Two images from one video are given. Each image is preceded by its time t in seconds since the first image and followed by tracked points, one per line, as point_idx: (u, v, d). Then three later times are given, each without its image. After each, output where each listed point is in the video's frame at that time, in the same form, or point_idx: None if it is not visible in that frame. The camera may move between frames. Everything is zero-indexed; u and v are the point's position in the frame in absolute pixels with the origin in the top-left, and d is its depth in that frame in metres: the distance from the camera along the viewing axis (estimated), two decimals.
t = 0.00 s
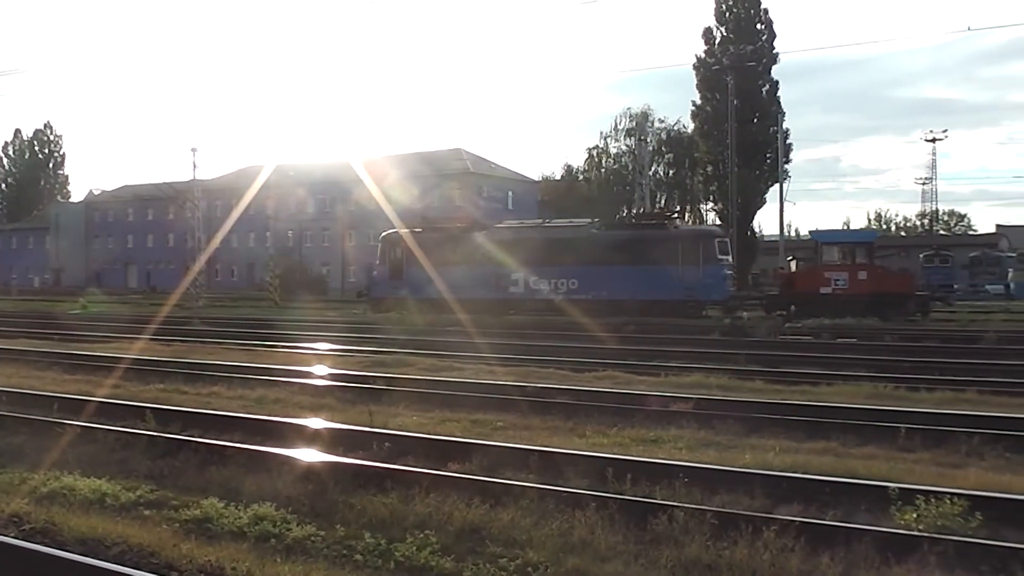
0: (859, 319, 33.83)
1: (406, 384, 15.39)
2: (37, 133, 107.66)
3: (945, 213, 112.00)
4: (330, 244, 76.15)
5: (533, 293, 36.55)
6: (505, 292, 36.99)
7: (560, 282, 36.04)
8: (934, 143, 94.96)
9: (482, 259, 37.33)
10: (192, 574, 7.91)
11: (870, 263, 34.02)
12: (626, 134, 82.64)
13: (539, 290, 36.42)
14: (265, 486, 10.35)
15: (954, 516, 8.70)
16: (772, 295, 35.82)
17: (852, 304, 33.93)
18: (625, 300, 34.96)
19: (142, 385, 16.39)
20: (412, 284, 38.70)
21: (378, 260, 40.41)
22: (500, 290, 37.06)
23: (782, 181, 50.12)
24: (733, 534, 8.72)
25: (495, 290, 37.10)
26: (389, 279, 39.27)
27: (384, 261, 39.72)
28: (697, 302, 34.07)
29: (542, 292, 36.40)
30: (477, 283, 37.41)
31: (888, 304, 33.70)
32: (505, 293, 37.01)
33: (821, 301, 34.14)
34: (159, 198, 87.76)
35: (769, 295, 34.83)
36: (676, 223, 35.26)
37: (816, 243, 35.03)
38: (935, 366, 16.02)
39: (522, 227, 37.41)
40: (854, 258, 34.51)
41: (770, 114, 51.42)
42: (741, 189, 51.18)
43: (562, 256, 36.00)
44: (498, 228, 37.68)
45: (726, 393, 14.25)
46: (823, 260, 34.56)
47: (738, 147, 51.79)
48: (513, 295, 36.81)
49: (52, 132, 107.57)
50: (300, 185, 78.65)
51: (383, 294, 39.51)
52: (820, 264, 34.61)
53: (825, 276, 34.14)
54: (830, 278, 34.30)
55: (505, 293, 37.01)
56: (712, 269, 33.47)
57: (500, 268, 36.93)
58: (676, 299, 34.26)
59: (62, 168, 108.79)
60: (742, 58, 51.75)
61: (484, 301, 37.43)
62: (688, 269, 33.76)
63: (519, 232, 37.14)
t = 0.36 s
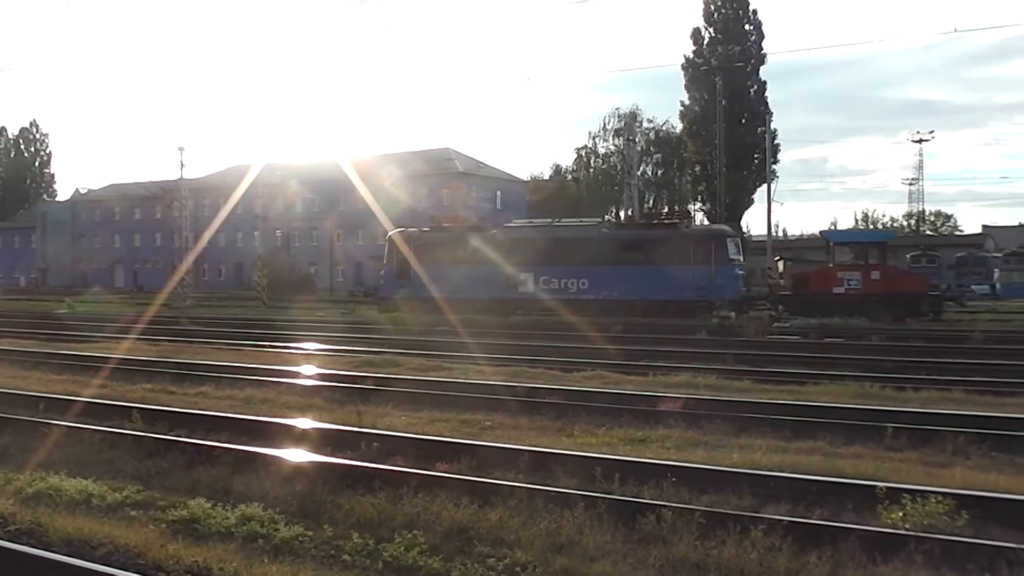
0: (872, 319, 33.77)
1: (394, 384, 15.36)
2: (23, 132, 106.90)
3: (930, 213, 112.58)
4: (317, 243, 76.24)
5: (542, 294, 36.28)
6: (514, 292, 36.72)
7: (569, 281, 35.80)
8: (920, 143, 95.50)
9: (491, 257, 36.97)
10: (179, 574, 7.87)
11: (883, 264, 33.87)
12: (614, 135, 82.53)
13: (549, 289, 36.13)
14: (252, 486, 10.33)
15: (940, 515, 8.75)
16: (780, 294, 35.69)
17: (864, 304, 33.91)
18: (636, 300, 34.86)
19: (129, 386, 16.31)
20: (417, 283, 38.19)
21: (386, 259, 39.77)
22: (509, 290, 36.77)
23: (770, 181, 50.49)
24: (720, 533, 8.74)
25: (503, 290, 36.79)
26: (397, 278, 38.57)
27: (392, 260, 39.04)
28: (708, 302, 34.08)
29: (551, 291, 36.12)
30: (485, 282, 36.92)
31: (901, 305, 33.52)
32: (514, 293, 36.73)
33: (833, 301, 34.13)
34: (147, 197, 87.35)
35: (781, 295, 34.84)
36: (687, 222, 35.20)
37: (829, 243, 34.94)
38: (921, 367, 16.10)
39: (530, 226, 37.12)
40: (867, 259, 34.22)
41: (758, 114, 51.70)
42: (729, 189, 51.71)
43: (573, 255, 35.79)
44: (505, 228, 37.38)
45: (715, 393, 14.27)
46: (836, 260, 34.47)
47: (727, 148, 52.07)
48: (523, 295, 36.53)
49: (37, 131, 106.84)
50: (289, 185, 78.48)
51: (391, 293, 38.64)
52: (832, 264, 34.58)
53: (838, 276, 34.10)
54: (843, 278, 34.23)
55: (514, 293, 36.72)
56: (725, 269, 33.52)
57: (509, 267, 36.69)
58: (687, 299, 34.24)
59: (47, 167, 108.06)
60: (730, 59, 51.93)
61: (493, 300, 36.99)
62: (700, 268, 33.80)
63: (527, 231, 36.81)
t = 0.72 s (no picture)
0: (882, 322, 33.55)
1: (380, 383, 15.34)
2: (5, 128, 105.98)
3: (914, 215, 113.34)
4: (302, 241, 76.14)
5: (549, 294, 35.94)
6: (521, 292, 36.44)
7: (576, 281, 35.48)
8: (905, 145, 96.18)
9: (497, 257, 36.78)
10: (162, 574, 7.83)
11: (893, 264, 33.51)
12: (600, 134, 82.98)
13: (555, 289, 35.80)
14: (236, 485, 10.30)
15: (923, 514, 8.79)
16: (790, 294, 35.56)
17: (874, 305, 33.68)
18: (644, 300, 34.54)
19: (112, 385, 16.21)
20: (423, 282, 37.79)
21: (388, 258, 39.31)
22: (515, 290, 36.51)
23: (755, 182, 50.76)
24: (705, 532, 8.78)
25: (510, 290, 36.55)
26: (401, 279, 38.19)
27: (395, 260, 38.61)
28: (717, 304, 33.70)
29: (557, 291, 35.79)
30: (491, 282, 36.72)
31: (910, 306, 33.38)
32: (520, 293, 36.46)
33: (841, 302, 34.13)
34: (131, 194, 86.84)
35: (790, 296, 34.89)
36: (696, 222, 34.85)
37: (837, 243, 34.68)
38: (904, 367, 16.20)
39: (535, 225, 36.85)
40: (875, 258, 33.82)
41: (743, 115, 51.99)
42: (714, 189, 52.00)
43: (580, 255, 35.53)
44: (512, 227, 37.07)
45: (700, 392, 14.31)
46: (844, 260, 34.26)
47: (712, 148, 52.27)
48: (530, 295, 36.22)
49: (20, 127, 105.89)
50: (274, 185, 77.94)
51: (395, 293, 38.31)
52: (840, 264, 34.40)
53: (848, 277, 33.90)
54: (852, 278, 34.08)
55: (520, 293, 36.46)
56: (733, 269, 33.17)
57: (515, 267, 36.45)
58: (695, 299, 33.84)
59: (30, 164, 107.12)
60: (716, 61, 52.07)
61: (498, 300, 36.85)
62: (708, 268, 33.43)
63: (534, 230, 36.49)
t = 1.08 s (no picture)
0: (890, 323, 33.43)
1: (364, 381, 15.32)
2: None
3: (898, 216, 114.15)
4: (286, 239, 76.15)
5: (556, 293, 35.67)
6: (528, 291, 36.16)
7: (584, 281, 35.19)
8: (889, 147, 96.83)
9: (507, 257, 36.51)
10: (144, 572, 7.79)
11: (903, 265, 33.36)
12: (587, 134, 83.26)
13: (563, 289, 35.54)
14: (219, 483, 10.26)
15: (905, 515, 8.84)
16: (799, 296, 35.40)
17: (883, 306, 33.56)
18: (652, 300, 34.33)
19: (95, 381, 16.12)
20: (432, 280, 37.53)
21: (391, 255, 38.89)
22: (522, 289, 36.24)
23: (740, 183, 50.87)
24: (688, 531, 8.81)
25: (517, 289, 36.28)
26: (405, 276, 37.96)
27: (400, 257, 38.18)
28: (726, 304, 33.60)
29: (566, 291, 35.54)
30: (501, 282, 36.52)
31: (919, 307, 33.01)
32: (527, 292, 36.18)
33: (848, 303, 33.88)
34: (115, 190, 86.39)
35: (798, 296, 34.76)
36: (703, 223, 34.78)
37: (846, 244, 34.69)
38: (886, 368, 16.30)
39: (544, 224, 36.52)
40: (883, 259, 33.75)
41: (729, 116, 52.09)
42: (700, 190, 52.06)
43: (587, 255, 35.27)
44: (519, 225, 36.80)
45: (684, 392, 14.36)
46: (853, 261, 34.17)
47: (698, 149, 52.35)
48: (537, 294, 35.93)
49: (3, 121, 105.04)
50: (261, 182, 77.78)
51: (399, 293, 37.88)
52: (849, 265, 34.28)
53: (856, 278, 33.79)
54: (861, 280, 33.91)
55: (527, 292, 36.18)
56: (742, 270, 33.20)
57: (522, 266, 36.20)
58: (705, 300, 33.72)
59: (13, 159, 106.29)
60: (702, 61, 52.29)
61: (507, 301, 36.68)
62: (718, 269, 33.34)
63: (542, 229, 36.25)
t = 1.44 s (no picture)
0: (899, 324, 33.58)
1: (350, 381, 15.29)
2: None
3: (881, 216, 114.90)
4: (271, 238, 76.02)
5: (564, 294, 35.48)
6: (535, 291, 35.91)
7: (593, 280, 35.01)
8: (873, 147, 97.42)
9: (515, 256, 36.21)
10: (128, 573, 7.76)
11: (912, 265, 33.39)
12: (573, 134, 83.08)
13: (572, 290, 35.34)
14: (204, 483, 10.22)
15: (889, 513, 8.88)
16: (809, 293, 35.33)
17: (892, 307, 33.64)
18: (661, 300, 34.21)
19: (79, 380, 16.03)
20: (439, 279, 37.32)
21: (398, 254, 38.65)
22: (530, 289, 35.96)
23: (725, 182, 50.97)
24: (673, 530, 8.84)
25: (525, 289, 35.99)
26: (411, 275, 37.75)
27: (406, 256, 37.92)
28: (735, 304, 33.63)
29: (574, 292, 35.34)
30: (507, 281, 36.30)
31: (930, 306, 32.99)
32: (535, 292, 35.91)
33: (857, 302, 33.85)
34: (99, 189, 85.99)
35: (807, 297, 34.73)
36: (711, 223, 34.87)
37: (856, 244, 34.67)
38: (871, 367, 16.36)
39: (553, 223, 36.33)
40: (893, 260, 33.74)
41: (714, 116, 52.20)
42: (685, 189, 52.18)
43: (596, 254, 35.10)
44: (526, 224, 36.57)
45: (670, 391, 14.37)
46: (862, 261, 34.16)
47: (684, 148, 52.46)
48: (545, 294, 35.68)
49: None
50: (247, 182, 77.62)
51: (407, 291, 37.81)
52: (858, 265, 34.26)
53: (866, 278, 33.75)
54: (871, 279, 33.86)
55: (535, 292, 35.92)
56: (752, 270, 33.26)
57: (530, 265, 35.92)
58: (715, 300, 33.67)
59: None
60: (687, 61, 52.49)
61: (515, 302, 36.42)
62: (728, 269, 33.36)
63: (549, 229, 36.02)
